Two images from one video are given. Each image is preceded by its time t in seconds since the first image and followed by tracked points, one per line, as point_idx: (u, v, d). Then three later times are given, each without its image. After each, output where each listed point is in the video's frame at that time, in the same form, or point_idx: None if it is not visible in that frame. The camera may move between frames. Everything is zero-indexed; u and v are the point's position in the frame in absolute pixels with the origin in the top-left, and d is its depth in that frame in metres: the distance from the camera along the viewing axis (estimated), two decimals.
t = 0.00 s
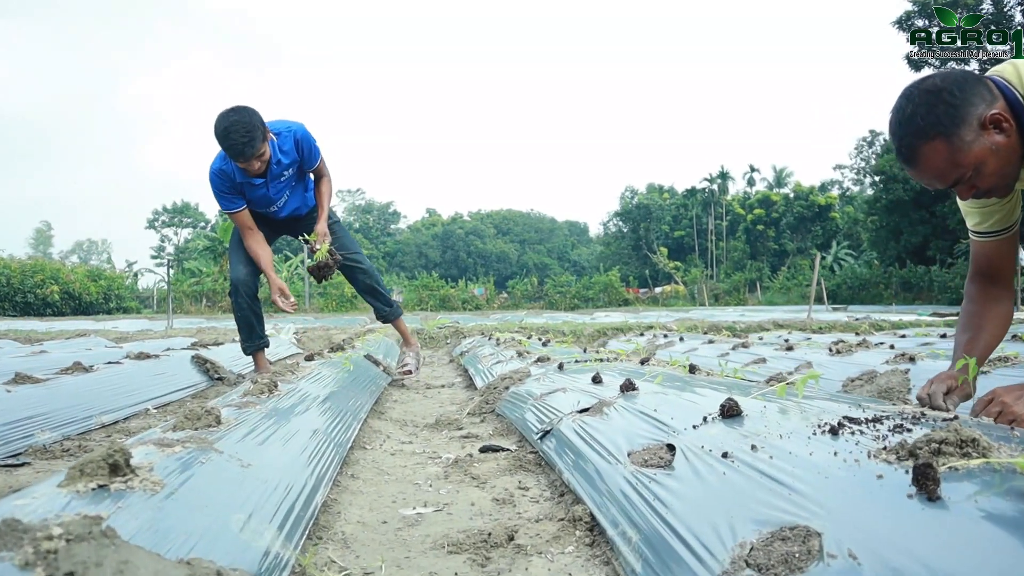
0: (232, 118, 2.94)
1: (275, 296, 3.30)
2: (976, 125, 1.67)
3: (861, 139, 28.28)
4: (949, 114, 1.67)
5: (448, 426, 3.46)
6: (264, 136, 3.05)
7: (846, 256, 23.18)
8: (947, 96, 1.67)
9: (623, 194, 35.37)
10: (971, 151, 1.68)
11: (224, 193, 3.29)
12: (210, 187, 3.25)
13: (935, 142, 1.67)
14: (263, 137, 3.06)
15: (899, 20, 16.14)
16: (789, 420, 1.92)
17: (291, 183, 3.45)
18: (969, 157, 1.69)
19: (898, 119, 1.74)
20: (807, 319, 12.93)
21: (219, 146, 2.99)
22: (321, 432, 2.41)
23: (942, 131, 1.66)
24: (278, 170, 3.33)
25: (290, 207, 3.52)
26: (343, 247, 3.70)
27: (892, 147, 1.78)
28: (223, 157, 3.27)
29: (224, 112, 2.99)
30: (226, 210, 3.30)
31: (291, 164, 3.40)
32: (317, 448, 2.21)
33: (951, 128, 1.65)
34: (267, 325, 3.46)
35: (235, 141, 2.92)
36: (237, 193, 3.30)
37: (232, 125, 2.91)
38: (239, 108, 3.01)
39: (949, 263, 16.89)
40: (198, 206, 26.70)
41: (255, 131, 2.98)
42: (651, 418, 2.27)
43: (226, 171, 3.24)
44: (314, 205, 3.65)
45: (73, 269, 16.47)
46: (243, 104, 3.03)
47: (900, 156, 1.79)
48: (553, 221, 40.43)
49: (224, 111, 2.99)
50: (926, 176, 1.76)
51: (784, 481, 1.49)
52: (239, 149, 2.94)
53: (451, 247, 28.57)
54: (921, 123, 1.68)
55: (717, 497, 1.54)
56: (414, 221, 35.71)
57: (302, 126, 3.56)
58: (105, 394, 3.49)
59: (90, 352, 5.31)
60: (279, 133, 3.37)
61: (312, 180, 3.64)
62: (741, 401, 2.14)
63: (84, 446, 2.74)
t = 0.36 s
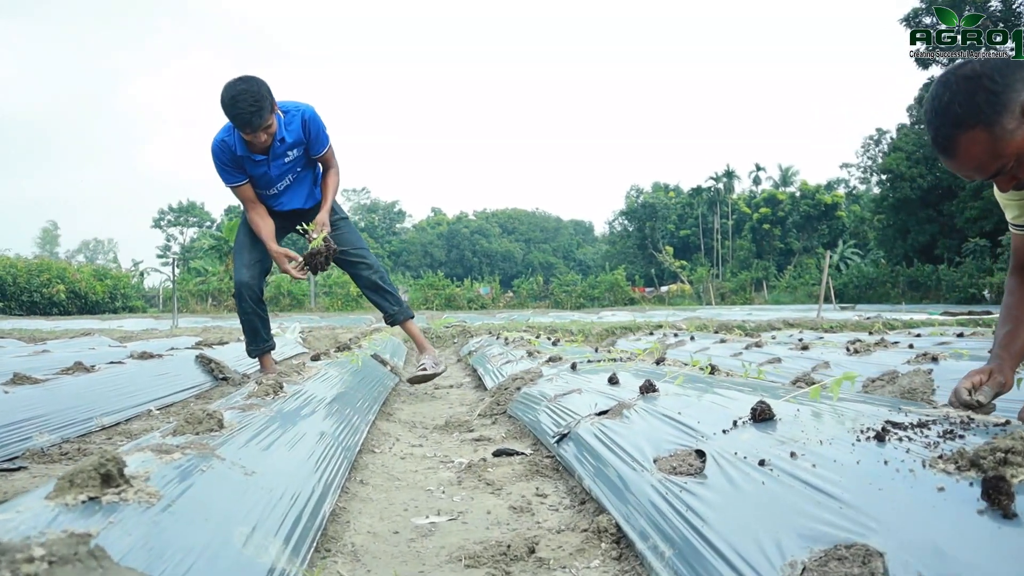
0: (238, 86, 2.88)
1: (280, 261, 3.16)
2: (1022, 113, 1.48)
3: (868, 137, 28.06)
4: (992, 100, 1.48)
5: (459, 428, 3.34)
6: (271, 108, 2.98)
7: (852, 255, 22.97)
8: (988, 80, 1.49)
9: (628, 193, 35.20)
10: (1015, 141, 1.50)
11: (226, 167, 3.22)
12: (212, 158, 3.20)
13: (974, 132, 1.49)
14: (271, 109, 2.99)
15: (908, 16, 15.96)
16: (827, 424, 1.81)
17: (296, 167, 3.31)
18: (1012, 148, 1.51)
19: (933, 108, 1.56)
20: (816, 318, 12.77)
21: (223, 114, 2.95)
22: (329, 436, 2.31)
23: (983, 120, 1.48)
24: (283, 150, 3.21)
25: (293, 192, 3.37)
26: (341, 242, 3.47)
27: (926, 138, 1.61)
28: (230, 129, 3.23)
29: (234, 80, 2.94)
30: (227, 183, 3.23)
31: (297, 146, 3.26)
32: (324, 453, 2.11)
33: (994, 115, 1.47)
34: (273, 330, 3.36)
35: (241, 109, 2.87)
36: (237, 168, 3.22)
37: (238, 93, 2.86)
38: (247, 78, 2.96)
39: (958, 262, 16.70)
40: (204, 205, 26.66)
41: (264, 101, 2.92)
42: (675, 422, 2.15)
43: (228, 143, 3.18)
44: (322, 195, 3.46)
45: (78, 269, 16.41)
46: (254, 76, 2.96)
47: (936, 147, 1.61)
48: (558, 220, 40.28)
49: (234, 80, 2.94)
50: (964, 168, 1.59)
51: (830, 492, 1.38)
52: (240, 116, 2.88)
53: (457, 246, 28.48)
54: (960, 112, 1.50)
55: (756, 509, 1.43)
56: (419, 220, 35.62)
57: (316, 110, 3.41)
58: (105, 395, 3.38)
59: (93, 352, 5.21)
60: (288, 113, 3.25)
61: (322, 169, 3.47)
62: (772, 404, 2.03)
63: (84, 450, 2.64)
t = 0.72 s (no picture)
0: (273, 56, 2.81)
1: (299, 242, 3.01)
2: None
3: (880, 134, 27.69)
4: None
5: (474, 432, 3.21)
6: (304, 83, 2.89)
7: (864, 255, 22.70)
8: None
9: (639, 191, 34.97)
10: None
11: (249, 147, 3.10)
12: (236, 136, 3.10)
13: None
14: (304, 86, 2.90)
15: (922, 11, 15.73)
16: (880, 432, 1.67)
17: (322, 157, 3.16)
18: None
19: (983, 89, 1.40)
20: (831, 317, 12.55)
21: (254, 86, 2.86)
22: (341, 441, 2.19)
23: None
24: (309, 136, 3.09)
25: (316, 185, 3.21)
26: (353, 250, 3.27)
27: (975, 122, 1.45)
28: (259, 110, 3.13)
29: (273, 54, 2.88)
30: (248, 164, 3.10)
31: (326, 134, 3.13)
32: (337, 460, 1.99)
33: None
34: (284, 338, 3.27)
35: (272, 79, 2.78)
36: (260, 149, 3.10)
37: (271, 61, 2.78)
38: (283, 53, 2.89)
39: (972, 260, 16.42)
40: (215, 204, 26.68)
41: (297, 74, 2.84)
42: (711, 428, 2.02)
43: (255, 122, 3.08)
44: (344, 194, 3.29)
45: (90, 267, 16.41)
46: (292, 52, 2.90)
47: (986, 133, 1.45)
48: (568, 219, 40.10)
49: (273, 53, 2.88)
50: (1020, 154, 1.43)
51: (901, 512, 1.24)
52: (269, 85, 2.78)
53: (466, 245, 28.38)
54: (1015, 94, 1.34)
55: (814, 529, 1.30)
56: (429, 219, 35.54)
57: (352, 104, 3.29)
58: (110, 397, 3.27)
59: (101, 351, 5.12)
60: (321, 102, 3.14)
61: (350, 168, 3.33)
62: (817, 410, 1.89)
63: (86, 453, 2.53)
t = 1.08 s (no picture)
0: (327, 47, 2.64)
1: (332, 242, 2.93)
2: None
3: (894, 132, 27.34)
4: None
5: (490, 438, 3.11)
6: (356, 77, 2.73)
7: (878, 253, 22.40)
8: None
9: (651, 190, 34.74)
10: None
11: (288, 138, 2.96)
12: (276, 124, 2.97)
13: None
14: (355, 81, 2.74)
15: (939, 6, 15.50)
16: (929, 446, 1.55)
17: (362, 157, 3.07)
18: None
19: None
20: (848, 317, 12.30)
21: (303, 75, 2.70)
22: (353, 450, 2.09)
23: None
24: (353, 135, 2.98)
25: (351, 184, 3.13)
26: (386, 250, 3.21)
27: None
28: (303, 100, 3.01)
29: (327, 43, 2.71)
30: (285, 155, 2.98)
31: (369, 134, 3.02)
32: (349, 472, 1.89)
33: None
34: (300, 342, 3.20)
35: (322, 70, 2.61)
36: (298, 142, 2.98)
37: (324, 51, 2.61)
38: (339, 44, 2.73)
39: (987, 259, 16.16)
40: (226, 204, 26.75)
41: (349, 68, 2.67)
42: (744, 441, 1.90)
43: (297, 112, 2.96)
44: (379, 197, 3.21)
45: (102, 266, 16.45)
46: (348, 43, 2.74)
47: None
48: (580, 218, 39.92)
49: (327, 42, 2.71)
50: None
51: (969, 542, 1.12)
52: (318, 77, 2.62)
53: (477, 244, 28.31)
54: None
55: (868, 556, 1.18)
56: (439, 218, 35.49)
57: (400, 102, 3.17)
58: (116, 401, 3.19)
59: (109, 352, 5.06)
60: (370, 99, 3.02)
61: (388, 169, 3.22)
62: (857, 421, 1.77)
63: (90, 461, 2.45)
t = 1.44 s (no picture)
0: (404, 30, 2.48)
1: (370, 244, 2.82)
2: None
3: (907, 130, 27.02)
4: None
5: (503, 446, 3.00)
6: (428, 67, 2.57)
7: (890, 253, 22.12)
8: None
9: (661, 189, 34.52)
10: None
11: (342, 119, 2.78)
12: (330, 102, 2.77)
13: None
14: (427, 69, 2.59)
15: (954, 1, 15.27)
16: (987, 469, 1.42)
17: (414, 150, 2.95)
18: None
19: None
20: (863, 316, 12.09)
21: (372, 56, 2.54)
22: (362, 466, 1.98)
23: None
24: (410, 127, 2.85)
25: (396, 173, 3.03)
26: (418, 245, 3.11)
27: None
28: (362, 80, 2.83)
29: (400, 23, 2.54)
30: (335, 137, 2.80)
31: (427, 126, 2.91)
32: (358, 490, 1.78)
33: None
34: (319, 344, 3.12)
35: (394, 53, 2.46)
36: (354, 126, 2.80)
37: (400, 34, 2.46)
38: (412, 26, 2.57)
39: (1001, 258, 15.90)
40: (236, 203, 26.78)
41: (423, 55, 2.51)
42: (778, 457, 1.78)
43: (356, 94, 2.78)
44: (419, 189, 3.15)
45: (113, 266, 16.45)
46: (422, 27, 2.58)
47: None
48: (589, 218, 39.74)
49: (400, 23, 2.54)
50: None
51: None
52: (389, 59, 2.47)
53: (486, 243, 28.23)
54: None
55: None
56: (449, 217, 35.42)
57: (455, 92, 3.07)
58: (120, 408, 3.10)
59: (116, 355, 4.99)
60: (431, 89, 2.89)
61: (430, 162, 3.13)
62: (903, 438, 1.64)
63: (90, 471, 2.36)
